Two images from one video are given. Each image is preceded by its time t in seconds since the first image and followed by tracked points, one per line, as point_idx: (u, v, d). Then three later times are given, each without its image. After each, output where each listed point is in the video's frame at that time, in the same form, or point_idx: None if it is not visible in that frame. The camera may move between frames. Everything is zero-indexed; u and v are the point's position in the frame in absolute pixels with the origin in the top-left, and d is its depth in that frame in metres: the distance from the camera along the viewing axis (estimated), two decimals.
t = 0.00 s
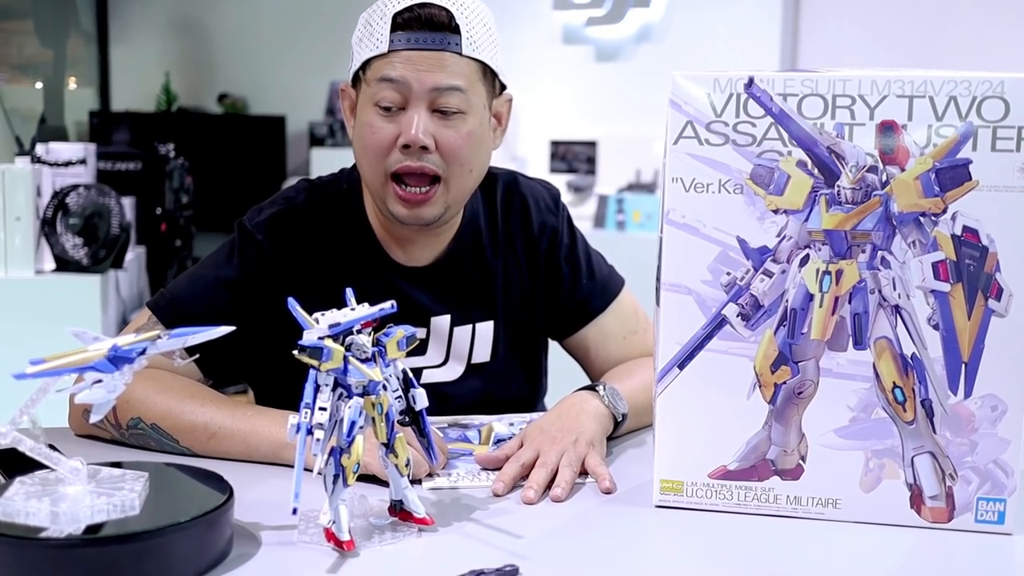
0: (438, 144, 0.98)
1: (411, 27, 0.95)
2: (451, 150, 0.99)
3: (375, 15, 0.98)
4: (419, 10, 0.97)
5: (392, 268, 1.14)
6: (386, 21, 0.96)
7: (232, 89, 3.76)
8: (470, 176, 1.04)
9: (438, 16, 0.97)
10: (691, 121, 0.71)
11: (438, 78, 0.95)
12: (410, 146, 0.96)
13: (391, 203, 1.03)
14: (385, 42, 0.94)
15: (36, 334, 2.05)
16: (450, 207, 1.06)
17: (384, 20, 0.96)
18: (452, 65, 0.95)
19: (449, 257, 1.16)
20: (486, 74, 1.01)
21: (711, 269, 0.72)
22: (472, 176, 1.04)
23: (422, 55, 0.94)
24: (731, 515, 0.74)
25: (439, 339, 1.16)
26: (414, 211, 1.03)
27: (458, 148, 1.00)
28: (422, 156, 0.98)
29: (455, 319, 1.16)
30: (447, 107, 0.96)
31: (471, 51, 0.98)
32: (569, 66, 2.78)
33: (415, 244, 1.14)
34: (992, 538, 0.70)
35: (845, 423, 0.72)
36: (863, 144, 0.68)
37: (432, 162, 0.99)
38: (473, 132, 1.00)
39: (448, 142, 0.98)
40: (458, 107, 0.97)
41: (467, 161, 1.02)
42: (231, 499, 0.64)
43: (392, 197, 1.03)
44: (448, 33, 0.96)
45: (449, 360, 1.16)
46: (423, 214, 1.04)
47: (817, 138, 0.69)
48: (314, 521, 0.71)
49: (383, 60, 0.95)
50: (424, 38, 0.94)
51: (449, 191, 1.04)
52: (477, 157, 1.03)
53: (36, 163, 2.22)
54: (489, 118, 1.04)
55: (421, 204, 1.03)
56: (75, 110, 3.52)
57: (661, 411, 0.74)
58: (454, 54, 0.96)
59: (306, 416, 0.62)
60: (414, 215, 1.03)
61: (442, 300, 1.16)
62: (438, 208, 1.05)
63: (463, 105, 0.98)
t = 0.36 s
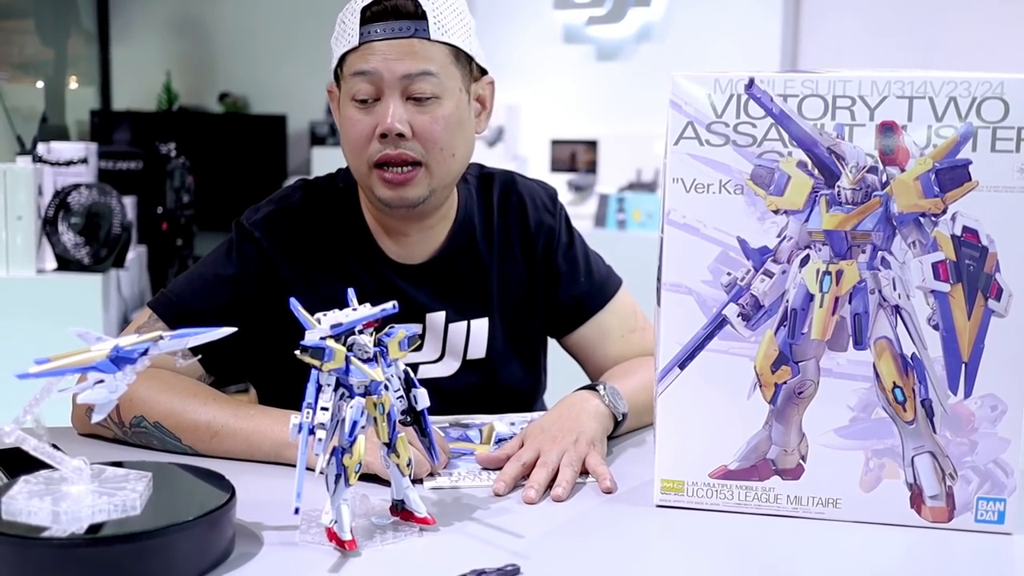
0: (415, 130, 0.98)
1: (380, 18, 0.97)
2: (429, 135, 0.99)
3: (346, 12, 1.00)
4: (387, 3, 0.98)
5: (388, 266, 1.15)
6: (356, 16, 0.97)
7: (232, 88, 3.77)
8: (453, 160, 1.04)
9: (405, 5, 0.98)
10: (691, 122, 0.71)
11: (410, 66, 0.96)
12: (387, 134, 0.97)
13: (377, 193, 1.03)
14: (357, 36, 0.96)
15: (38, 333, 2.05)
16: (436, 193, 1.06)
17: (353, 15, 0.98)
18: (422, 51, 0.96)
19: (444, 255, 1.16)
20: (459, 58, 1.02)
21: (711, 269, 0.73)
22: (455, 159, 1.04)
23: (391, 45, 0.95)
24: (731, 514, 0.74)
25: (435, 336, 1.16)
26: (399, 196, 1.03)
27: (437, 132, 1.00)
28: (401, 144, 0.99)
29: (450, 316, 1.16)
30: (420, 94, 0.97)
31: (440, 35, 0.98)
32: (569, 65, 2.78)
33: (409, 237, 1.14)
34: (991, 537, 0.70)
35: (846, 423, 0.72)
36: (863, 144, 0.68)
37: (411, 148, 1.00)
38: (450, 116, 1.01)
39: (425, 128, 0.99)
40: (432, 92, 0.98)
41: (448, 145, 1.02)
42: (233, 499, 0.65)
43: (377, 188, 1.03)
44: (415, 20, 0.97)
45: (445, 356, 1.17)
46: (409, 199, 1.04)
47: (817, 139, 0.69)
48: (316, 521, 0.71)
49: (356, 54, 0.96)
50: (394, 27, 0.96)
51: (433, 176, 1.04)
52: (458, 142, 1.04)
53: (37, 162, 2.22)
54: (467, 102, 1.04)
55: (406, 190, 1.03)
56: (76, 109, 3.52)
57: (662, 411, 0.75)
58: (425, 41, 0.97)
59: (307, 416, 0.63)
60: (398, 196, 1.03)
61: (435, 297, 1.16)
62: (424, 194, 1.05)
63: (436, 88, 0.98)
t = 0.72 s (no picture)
0: (381, 130, 0.99)
1: (332, 23, 0.96)
2: (395, 133, 1.00)
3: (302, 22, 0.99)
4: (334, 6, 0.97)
5: (386, 267, 1.15)
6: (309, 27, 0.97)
7: (232, 88, 3.77)
8: (427, 153, 1.04)
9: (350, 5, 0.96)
10: (691, 123, 0.71)
11: (365, 67, 0.96)
12: (353, 139, 0.97)
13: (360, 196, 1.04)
14: (312, 44, 0.96)
15: (38, 334, 2.05)
16: (418, 189, 1.07)
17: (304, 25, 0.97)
18: (378, 50, 0.96)
19: (441, 256, 1.16)
20: (417, 50, 1.01)
21: (711, 270, 0.73)
22: (429, 152, 1.05)
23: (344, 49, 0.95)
24: (731, 515, 0.74)
25: (432, 336, 1.16)
26: (383, 197, 1.04)
27: (403, 128, 1.00)
28: (370, 146, 0.99)
29: (447, 315, 1.16)
30: (380, 93, 0.97)
31: (392, 30, 0.97)
32: (569, 66, 2.78)
33: (403, 236, 1.15)
34: (991, 538, 0.71)
35: (846, 423, 0.72)
36: (863, 145, 0.69)
37: (381, 149, 1.00)
38: (415, 109, 1.01)
39: (390, 126, 0.99)
40: (392, 89, 0.98)
41: (417, 139, 1.02)
42: (234, 499, 0.65)
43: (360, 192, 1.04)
44: (363, 19, 0.96)
45: (443, 357, 1.17)
46: (393, 198, 1.05)
47: (817, 139, 0.69)
48: (316, 522, 0.71)
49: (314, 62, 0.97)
50: (345, 30, 0.95)
51: (410, 173, 1.04)
52: (428, 134, 1.04)
53: (37, 163, 2.22)
54: (432, 91, 1.04)
55: (388, 190, 1.04)
56: (77, 110, 3.53)
57: (661, 411, 0.75)
58: (377, 38, 0.96)
59: (308, 417, 0.63)
60: (382, 198, 1.04)
61: (433, 297, 1.16)
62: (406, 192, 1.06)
63: (396, 84, 0.98)
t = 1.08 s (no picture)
0: (378, 132, 0.99)
1: (326, 28, 0.96)
2: (392, 135, 1.00)
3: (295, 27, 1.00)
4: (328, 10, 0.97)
5: (383, 268, 1.15)
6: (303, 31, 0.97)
7: (233, 89, 3.77)
8: (423, 154, 1.05)
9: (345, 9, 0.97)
10: (692, 125, 0.71)
11: (361, 70, 0.96)
12: (351, 143, 0.97)
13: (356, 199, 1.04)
14: (307, 49, 0.96)
15: (40, 334, 2.05)
16: (413, 189, 1.07)
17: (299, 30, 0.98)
18: (373, 53, 0.96)
19: (436, 257, 1.16)
20: (411, 51, 1.01)
21: (711, 271, 0.73)
22: (425, 153, 1.05)
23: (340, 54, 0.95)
24: (732, 517, 0.74)
25: (429, 337, 1.16)
26: (374, 197, 1.03)
27: (400, 130, 1.00)
28: (367, 149, 0.99)
29: (443, 315, 1.16)
30: (377, 96, 0.97)
31: (386, 32, 0.98)
32: (570, 66, 2.78)
33: (398, 236, 1.15)
34: (991, 540, 0.70)
35: (846, 425, 0.72)
36: (864, 147, 0.69)
37: (378, 151, 1.00)
38: (411, 110, 1.01)
39: (387, 128, 0.99)
40: (389, 91, 0.98)
41: (414, 141, 1.02)
42: (234, 501, 0.65)
43: (355, 195, 1.04)
44: (358, 23, 0.96)
45: (439, 358, 1.17)
46: (387, 199, 1.04)
47: (818, 141, 0.69)
48: (317, 523, 0.71)
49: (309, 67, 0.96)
50: (340, 34, 0.95)
51: (406, 174, 1.04)
52: (424, 135, 1.04)
53: (38, 164, 2.22)
54: (428, 93, 1.04)
55: (383, 191, 1.04)
56: (78, 111, 3.53)
57: (662, 413, 0.75)
58: (372, 41, 0.97)
59: (309, 418, 0.63)
60: (378, 200, 1.04)
61: (430, 297, 1.16)
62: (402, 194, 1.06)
63: (392, 86, 0.98)
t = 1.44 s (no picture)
0: (418, 117, 0.98)
1: (374, 14, 0.98)
2: (432, 121, 0.99)
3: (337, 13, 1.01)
4: None
5: (388, 272, 1.15)
6: (349, 14, 0.99)
7: (234, 94, 3.78)
8: (456, 148, 1.04)
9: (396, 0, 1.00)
10: (691, 130, 0.72)
11: (407, 54, 0.97)
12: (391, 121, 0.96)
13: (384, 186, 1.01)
14: (352, 31, 0.98)
15: (43, 340, 2.06)
16: (442, 184, 1.05)
17: (346, 14, 0.99)
18: (418, 41, 0.98)
19: (442, 260, 1.16)
20: (452, 50, 1.03)
21: (711, 276, 0.73)
22: (457, 148, 1.04)
23: (390, 37, 0.97)
24: (733, 520, 0.74)
25: (433, 343, 1.16)
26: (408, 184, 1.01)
27: (439, 118, 1.00)
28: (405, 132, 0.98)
29: (448, 322, 1.16)
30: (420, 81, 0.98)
31: (433, 28, 1.01)
32: (569, 70, 2.78)
33: (406, 239, 1.15)
34: (993, 543, 0.70)
35: (846, 428, 0.72)
36: (863, 151, 0.69)
37: (416, 137, 0.99)
38: (450, 104, 1.01)
39: (428, 114, 0.99)
40: (431, 79, 0.99)
41: (451, 133, 1.02)
42: (235, 507, 0.65)
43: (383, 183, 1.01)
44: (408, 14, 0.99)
45: (444, 363, 1.17)
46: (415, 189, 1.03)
47: (817, 145, 0.69)
48: (318, 528, 0.71)
49: (355, 49, 0.98)
50: (389, 21, 0.98)
51: (439, 166, 1.03)
52: (459, 131, 1.04)
53: (39, 171, 2.23)
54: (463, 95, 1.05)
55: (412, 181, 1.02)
56: (79, 116, 3.54)
57: (663, 417, 0.75)
58: (419, 32, 0.99)
59: (309, 423, 0.63)
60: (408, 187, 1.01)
61: (434, 302, 1.16)
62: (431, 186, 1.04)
63: (435, 75, 0.99)
